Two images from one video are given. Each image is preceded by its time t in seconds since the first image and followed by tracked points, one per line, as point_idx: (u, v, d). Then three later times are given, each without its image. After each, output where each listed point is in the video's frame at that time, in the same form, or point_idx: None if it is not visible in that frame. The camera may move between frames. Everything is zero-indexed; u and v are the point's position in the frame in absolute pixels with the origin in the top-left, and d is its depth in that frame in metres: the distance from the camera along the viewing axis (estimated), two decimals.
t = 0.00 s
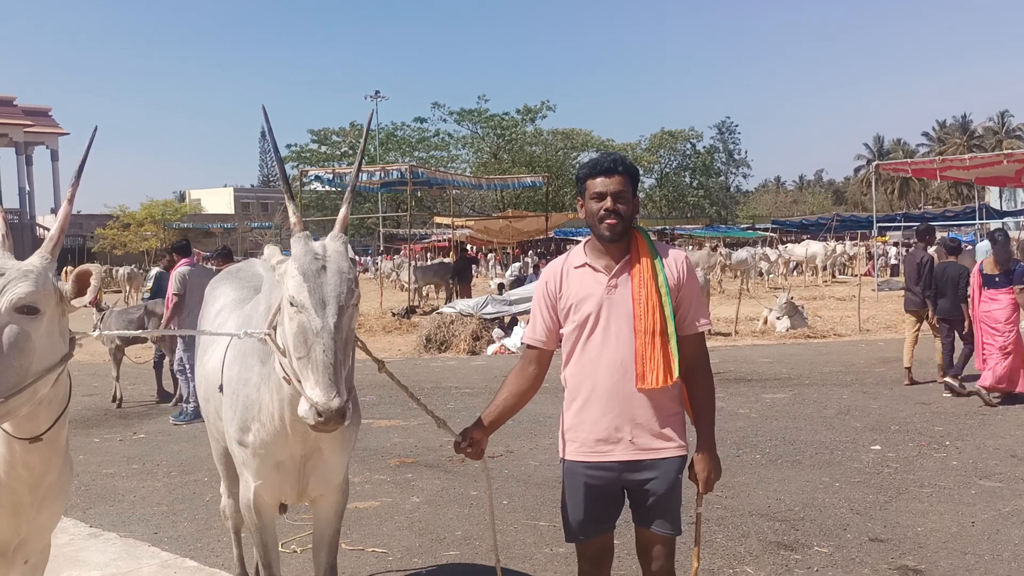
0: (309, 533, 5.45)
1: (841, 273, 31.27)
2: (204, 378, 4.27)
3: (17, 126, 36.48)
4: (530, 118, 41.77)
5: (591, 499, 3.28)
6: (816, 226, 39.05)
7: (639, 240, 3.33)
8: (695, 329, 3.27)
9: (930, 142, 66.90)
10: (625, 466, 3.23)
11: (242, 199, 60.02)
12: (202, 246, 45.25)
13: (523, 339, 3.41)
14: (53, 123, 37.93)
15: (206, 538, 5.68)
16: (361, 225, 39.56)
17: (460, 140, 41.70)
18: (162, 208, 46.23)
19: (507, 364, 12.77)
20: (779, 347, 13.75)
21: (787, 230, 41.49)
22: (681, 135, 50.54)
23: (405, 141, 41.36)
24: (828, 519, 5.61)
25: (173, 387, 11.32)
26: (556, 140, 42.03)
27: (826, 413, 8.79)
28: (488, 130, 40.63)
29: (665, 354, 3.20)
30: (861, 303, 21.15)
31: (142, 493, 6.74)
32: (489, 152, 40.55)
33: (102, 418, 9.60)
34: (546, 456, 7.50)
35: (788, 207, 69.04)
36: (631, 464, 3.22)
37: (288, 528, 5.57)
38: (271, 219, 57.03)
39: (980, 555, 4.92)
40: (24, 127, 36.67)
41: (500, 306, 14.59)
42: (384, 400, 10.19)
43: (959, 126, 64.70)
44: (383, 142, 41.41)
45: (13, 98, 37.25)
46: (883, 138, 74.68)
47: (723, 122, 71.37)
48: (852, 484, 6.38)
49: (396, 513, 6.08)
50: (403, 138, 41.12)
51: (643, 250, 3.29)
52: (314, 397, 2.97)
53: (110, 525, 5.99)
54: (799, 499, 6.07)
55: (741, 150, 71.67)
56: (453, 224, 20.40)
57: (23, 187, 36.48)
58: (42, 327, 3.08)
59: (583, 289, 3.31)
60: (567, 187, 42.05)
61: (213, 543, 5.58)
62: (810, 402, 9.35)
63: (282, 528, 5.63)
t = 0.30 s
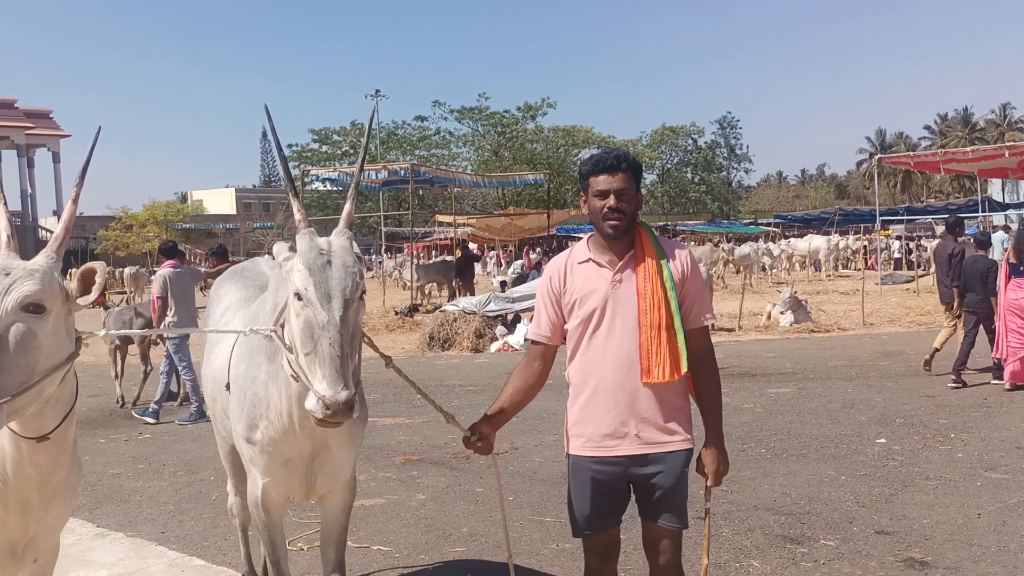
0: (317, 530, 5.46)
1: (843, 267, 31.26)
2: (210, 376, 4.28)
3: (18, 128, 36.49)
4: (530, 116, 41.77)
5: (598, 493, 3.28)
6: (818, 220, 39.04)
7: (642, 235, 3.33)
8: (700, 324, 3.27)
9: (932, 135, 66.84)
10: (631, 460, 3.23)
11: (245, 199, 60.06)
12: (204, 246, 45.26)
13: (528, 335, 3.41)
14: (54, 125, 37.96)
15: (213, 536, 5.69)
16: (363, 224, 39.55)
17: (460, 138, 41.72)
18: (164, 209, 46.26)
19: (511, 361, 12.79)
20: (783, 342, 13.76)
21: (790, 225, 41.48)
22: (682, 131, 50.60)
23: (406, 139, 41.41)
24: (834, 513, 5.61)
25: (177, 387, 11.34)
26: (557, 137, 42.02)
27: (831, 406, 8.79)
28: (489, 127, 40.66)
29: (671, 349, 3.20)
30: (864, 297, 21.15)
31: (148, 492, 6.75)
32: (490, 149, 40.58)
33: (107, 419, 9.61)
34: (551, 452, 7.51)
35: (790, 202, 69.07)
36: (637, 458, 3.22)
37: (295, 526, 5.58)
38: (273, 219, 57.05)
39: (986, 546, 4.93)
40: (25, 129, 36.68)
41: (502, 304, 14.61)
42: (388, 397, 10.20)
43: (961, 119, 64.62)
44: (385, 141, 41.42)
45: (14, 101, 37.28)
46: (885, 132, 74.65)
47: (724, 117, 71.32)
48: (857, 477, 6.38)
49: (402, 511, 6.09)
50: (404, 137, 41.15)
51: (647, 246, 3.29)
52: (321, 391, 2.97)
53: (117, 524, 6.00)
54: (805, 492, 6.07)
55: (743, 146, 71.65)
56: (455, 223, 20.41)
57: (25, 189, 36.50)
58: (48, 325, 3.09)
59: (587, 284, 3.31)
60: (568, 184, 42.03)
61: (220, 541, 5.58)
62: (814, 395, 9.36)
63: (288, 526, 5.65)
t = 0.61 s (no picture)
0: (321, 528, 5.47)
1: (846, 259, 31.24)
2: (211, 376, 4.29)
3: (20, 129, 36.51)
4: (531, 111, 41.71)
5: (601, 489, 3.28)
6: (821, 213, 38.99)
7: (642, 229, 3.32)
8: (702, 318, 3.26)
9: (934, 126, 66.66)
10: (634, 455, 3.22)
11: (246, 198, 60.11)
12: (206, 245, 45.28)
13: (529, 331, 3.40)
14: (55, 125, 37.97)
15: (217, 535, 5.69)
16: (365, 221, 39.55)
17: (461, 134, 41.69)
18: (166, 208, 46.28)
19: (514, 357, 12.79)
20: (787, 335, 13.74)
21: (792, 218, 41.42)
22: (683, 125, 50.54)
23: (407, 136, 41.41)
24: (837, 505, 5.60)
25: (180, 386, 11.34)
26: (558, 132, 41.96)
27: (834, 399, 8.78)
28: (490, 123, 40.62)
29: (673, 343, 3.20)
30: (867, 289, 21.11)
31: (152, 492, 6.75)
32: (491, 145, 40.53)
33: (111, 419, 9.63)
34: (554, 448, 7.50)
35: (792, 195, 69.00)
36: (640, 453, 3.22)
37: (300, 524, 5.59)
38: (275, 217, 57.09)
39: (991, 538, 4.92)
40: (27, 130, 36.70)
41: (505, 300, 14.58)
42: (392, 395, 10.19)
43: (963, 109, 64.47)
44: (386, 138, 41.41)
45: (15, 102, 37.29)
46: (886, 124, 74.52)
47: (725, 110, 71.21)
48: (860, 469, 6.36)
49: (406, 508, 6.09)
50: (405, 134, 41.16)
51: (648, 240, 3.28)
52: (319, 385, 2.97)
53: (122, 524, 6.01)
54: (808, 485, 6.06)
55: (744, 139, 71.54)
56: (456, 219, 20.39)
57: (27, 190, 36.54)
58: (48, 325, 3.09)
59: (588, 280, 3.30)
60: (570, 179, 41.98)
61: (224, 540, 5.59)
62: (818, 388, 9.36)
63: (292, 524, 5.65)
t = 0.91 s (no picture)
0: (323, 522, 5.48)
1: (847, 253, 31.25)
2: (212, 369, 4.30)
3: (20, 125, 36.49)
4: (532, 106, 41.66)
5: (602, 482, 3.29)
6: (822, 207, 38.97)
7: (643, 222, 3.32)
8: (702, 310, 3.27)
9: (935, 119, 66.59)
10: (635, 447, 3.23)
11: (247, 193, 60.14)
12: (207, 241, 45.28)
13: (529, 323, 3.40)
14: (55, 122, 37.95)
15: (218, 530, 5.71)
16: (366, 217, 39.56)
17: (462, 129, 41.67)
18: (166, 203, 46.30)
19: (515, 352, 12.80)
20: (788, 329, 13.75)
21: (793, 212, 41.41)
22: (684, 119, 50.49)
23: (407, 131, 41.40)
24: (837, 497, 5.61)
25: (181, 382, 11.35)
26: (559, 127, 41.93)
27: (834, 392, 8.78)
28: (491, 118, 40.57)
29: (672, 335, 3.20)
30: (868, 283, 21.10)
31: (153, 487, 6.77)
32: (492, 140, 40.50)
33: (112, 414, 9.65)
34: (555, 441, 7.51)
35: (794, 188, 69.03)
36: (640, 445, 3.22)
37: (301, 518, 5.60)
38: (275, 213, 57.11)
39: (991, 530, 4.93)
40: (27, 126, 36.69)
41: (507, 294, 14.56)
42: (392, 389, 10.21)
43: (964, 103, 64.39)
44: (387, 133, 41.41)
45: (15, 98, 37.27)
46: (887, 117, 74.47)
47: (726, 105, 71.18)
48: (861, 462, 6.37)
49: (407, 501, 6.11)
50: (406, 129, 41.15)
51: (648, 233, 3.28)
52: (311, 391, 2.99)
53: (123, 519, 6.02)
54: (809, 478, 6.07)
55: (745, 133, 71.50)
56: (457, 214, 20.37)
57: (27, 185, 36.55)
58: (49, 318, 3.10)
59: (588, 272, 3.30)
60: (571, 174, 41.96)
61: (225, 535, 5.60)
62: (818, 381, 9.38)
63: (293, 518, 5.66)
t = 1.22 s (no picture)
0: (326, 517, 5.49)
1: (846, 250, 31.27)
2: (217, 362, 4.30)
3: (20, 120, 36.43)
4: (532, 102, 41.61)
5: (606, 476, 3.30)
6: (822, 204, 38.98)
7: (651, 218, 3.32)
8: (707, 307, 3.28)
9: (936, 116, 66.55)
10: (639, 442, 3.24)
11: (247, 188, 60.12)
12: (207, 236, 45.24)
13: (535, 315, 3.41)
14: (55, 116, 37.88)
15: (221, 524, 5.72)
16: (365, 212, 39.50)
17: (462, 125, 41.63)
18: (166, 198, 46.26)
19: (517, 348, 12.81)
20: (788, 325, 13.77)
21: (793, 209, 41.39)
22: (684, 116, 50.44)
23: (407, 127, 41.37)
24: (839, 493, 5.63)
25: (182, 378, 11.35)
26: (559, 123, 41.89)
27: (836, 388, 8.79)
28: (491, 114, 40.51)
29: (676, 332, 3.21)
30: (868, 280, 21.09)
31: (155, 481, 6.78)
32: (493, 136, 40.46)
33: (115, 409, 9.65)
34: (556, 437, 7.52)
35: (794, 185, 69.03)
36: (644, 440, 3.23)
37: (304, 513, 5.62)
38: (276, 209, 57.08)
39: (993, 526, 4.94)
40: (27, 120, 36.63)
41: (507, 290, 14.55)
42: (394, 385, 10.22)
43: (964, 100, 64.34)
44: (387, 128, 41.38)
45: (15, 93, 37.19)
46: (888, 114, 74.43)
47: (727, 101, 71.15)
48: (863, 458, 6.38)
49: (409, 497, 6.12)
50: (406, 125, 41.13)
51: (656, 230, 3.28)
52: (315, 399, 3.01)
53: (126, 513, 6.04)
54: (811, 474, 6.08)
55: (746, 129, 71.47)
56: (458, 209, 20.36)
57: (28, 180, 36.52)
58: (58, 312, 3.10)
59: (595, 266, 3.31)
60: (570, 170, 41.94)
61: (228, 529, 5.61)
62: (820, 377, 9.38)
63: (296, 513, 5.67)
